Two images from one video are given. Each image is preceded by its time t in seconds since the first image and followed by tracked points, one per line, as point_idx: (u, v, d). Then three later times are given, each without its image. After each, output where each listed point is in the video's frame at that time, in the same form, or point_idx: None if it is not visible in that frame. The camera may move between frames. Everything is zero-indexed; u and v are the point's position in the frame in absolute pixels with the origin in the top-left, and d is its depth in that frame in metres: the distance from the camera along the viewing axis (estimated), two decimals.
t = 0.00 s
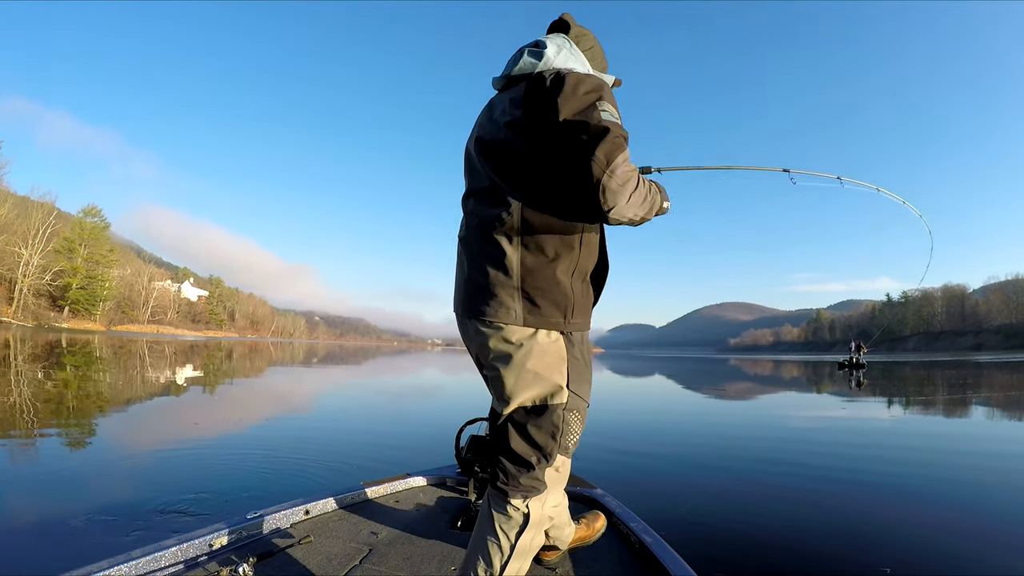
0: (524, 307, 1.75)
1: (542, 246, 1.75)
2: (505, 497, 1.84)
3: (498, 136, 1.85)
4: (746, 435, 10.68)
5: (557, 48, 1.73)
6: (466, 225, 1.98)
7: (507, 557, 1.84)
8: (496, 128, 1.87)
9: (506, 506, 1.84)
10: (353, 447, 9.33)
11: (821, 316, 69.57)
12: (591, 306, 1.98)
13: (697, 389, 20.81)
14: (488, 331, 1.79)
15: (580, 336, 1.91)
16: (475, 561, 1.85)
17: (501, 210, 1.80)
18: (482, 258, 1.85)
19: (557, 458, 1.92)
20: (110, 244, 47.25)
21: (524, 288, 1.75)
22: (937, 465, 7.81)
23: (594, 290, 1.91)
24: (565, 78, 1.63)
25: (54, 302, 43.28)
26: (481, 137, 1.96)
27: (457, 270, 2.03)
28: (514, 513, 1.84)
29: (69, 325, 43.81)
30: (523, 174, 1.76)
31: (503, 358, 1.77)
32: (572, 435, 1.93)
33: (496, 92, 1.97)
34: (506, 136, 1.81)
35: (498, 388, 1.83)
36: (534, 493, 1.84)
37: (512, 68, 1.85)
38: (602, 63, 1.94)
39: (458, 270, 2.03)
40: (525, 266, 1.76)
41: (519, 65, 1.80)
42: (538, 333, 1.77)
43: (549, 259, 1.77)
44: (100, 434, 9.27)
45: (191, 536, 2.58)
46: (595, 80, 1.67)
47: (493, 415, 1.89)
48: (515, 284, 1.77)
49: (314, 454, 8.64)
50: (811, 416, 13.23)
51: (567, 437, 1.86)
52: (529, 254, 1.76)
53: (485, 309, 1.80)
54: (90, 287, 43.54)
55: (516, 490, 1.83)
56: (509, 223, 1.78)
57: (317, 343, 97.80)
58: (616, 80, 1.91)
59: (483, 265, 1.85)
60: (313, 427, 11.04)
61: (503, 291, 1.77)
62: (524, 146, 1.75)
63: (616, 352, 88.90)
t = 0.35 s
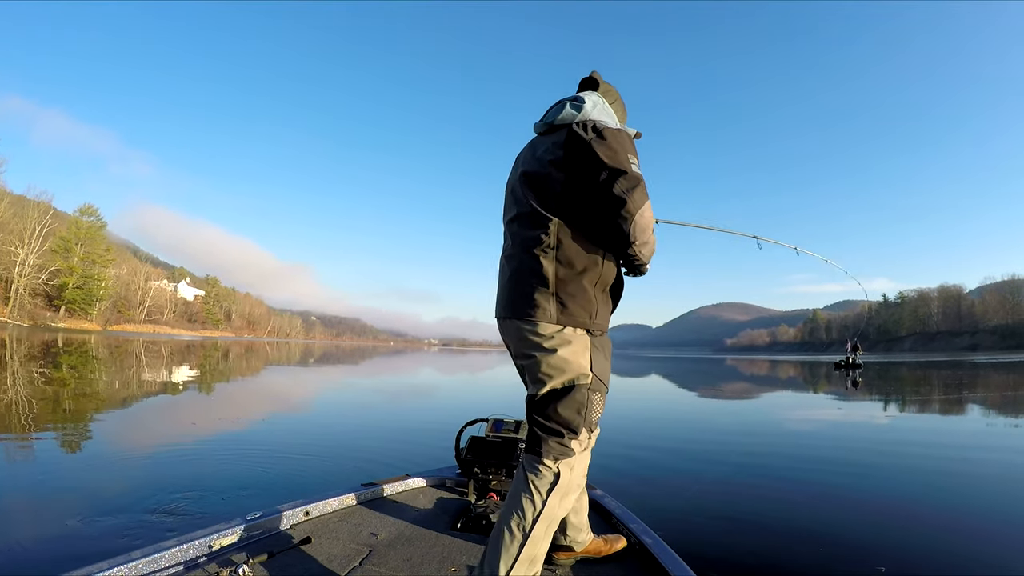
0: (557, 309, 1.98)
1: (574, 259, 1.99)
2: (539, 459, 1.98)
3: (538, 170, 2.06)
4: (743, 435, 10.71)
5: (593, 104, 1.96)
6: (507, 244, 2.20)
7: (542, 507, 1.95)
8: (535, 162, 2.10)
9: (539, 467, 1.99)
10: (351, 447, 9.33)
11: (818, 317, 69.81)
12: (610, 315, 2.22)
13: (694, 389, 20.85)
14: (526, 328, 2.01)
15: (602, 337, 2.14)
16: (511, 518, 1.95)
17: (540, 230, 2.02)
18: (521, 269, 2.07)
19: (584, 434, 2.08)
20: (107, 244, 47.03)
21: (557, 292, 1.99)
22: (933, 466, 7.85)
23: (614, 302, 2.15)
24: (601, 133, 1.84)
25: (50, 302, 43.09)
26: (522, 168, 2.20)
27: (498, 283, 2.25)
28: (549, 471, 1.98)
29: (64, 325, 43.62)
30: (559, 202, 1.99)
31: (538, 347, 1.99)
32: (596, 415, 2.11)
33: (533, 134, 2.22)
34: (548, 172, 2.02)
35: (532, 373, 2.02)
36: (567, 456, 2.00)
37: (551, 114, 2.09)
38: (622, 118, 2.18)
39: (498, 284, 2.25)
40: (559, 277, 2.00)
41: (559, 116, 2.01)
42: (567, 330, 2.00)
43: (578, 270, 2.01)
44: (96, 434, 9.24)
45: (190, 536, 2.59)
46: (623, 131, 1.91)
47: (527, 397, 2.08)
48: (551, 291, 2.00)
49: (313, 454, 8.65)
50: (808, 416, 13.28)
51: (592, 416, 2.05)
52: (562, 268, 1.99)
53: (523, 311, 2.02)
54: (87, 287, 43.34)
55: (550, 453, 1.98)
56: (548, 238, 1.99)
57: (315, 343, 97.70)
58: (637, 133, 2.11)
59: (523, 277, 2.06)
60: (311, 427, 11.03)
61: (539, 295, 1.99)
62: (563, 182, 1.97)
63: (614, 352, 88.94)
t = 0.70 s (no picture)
0: (578, 299, 2.27)
1: (593, 256, 2.30)
2: (556, 432, 2.30)
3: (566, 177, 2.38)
4: (742, 429, 10.70)
5: (616, 125, 2.36)
6: (532, 242, 2.49)
7: (550, 477, 2.24)
8: (561, 170, 2.43)
9: (555, 439, 2.30)
10: (351, 446, 9.33)
11: (815, 310, 70.18)
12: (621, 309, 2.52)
13: (691, 384, 20.92)
14: (549, 315, 2.27)
15: (614, 328, 2.43)
16: (524, 487, 2.24)
17: (564, 229, 2.33)
18: (546, 262, 2.36)
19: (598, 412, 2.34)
20: (103, 248, 46.74)
21: (579, 284, 2.28)
22: (932, 456, 7.86)
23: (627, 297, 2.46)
24: (625, 148, 2.21)
25: (46, 306, 42.89)
26: (547, 176, 2.51)
27: (522, 276, 2.51)
28: (562, 443, 2.28)
29: (61, 329, 43.42)
30: (582, 204, 2.32)
31: (560, 332, 2.25)
32: (609, 396, 2.36)
33: (558, 147, 2.56)
34: (575, 179, 2.34)
35: (552, 356, 2.29)
36: (580, 430, 2.29)
37: (577, 131, 2.45)
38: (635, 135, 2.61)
39: (522, 276, 2.51)
40: (580, 271, 2.30)
41: (586, 132, 2.38)
42: (586, 318, 2.28)
43: (597, 265, 2.32)
44: (94, 438, 9.22)
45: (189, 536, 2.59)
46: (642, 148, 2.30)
47: (546, 378, 2.35)
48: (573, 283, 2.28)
49: (312, 455, 8.63)
50: (807, 409, 13.27)
51: (606, 397, 2.33)
52: (583, 262, 2.31)
53: (548, 299, 2.29)
54: (83, 291, 43.06)
55: (565, 426, 2.29)
56: (572, 236, 2.31)
57: (313, 343, 97.51)
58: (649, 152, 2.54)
59: (547, 270, 2.34)
60: (309, 428, 11.00)
61: (562, 286, 2.27)
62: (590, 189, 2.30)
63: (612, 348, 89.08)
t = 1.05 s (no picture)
0: (573, 299, 2.31)
1: (589, 257, 2.33)
2: (555, 429, 2.32)
3: (567, 183, 2.44)
4: (741, 425, 10.72)
5: (615, 127, 2.36)
6: (538, 246, 2.56)
7: (545, 472, 2.25)
8: (564, 176, 2.49)
9: (553, 438, 2.31)
10: (350, 446, 9.32)
11: (811, 306, 70.48)
12: (623, 310, 2.50)
13: (689, 381, 20.96)
14: (548, 316, 2.33)
15: (615, 329, 2.41)
16: (522, 481, 2.29)
17: (564, 233, 2.38)
18: (547, 264, 2.41)
19: (596, 412, 2.32)
20: (99, 250, 46.54)
21: (575, 284, 2.32)
22: (930, 450, 7.89)
23: (627, 297, 2.44)
24: (618, 147, 2.20)
25: (43, 309, 42.81)
26: (553, 183, 2.58)
27: (528, 280, 2.59)
28: (558, 440, 2.29)
29: (58, 332, 43.27)
30: (580, 208, 2.37)
31: (556, 332, 2.30)
32: (607, 396, 2.34)
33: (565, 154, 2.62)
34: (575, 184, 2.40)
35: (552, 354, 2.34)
36: (577, 427, 2.28)
37: (580, 136, 2.49)
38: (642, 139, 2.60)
39: (528, 280, 2.59)
40: (577, 272, 2.34)
41: (585, 137, 2.42)
42: (582, 318, 2.30)
43: (592, 266, 2.35)
44: (92, 440, 9.19)
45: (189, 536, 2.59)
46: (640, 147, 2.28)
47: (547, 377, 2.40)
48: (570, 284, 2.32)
49: (311, 455, 8.61)
50: (805, 404, 13.30)
51: (602, 397, 2.30)
52: (580, 264, 2.34)
53: (547, 300, 2.35)
54: (79, 293, 42.83)
55: (563, 423, 2.30)
56: (570, 239, 2.35)
57: (311, 344, 97.37)
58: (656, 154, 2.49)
59: (548, 272, 2.41)
60: (308, 428, 10.98)
61: (559, 287, 2.33)
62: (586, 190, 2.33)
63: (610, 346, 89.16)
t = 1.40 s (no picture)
0: (566, 297, 2.32)
1: (582, 254, 2.33)
2: (547, 426, 2.33)
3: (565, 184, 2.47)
4: (738, 426, 10.71)
5: (610, 126, 2.36)
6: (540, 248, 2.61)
7: (538, 469, 2.26)
8: (562, 177, 2.51)
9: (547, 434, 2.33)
10: (347, 446, 9.31)
11: (809, 307, 70.69)
12: (622, 307, 2.46)
13: (687, 381, 20.99)
14: (543, 315, 2.37)
15: (611, 326, 2.39)
16: (517, 478, 2.29)
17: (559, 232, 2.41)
18: (545, 265, 2.46)
19: (588, 408, 2.31)
20: (96, 248, 46.36)
21: (568, 282, 2.33)
22: (927, 451, 7.91)
23: (625, 293, 2.41)
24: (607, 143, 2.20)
25: (40, 308, 42.69)
26: (554, 184, 2.61)
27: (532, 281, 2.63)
28: (550, 436, 2.30)
29: (55, 330, 43.11)
30: (575, 207, 2.39)
31: (550, 330, 2.34)
32: (599, 392, 2.32)
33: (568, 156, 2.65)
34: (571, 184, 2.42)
35: (548, 352, 2.38)
36: (567, 423, 2.29)
37: (578, 137, 2.52)
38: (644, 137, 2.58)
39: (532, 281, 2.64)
40: (572, 270, 2.35)
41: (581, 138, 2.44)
42: (574, 315, 2.30)
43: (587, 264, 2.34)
44: (89, 439, 9.16)
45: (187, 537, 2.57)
46: (630, 142, 2.26)
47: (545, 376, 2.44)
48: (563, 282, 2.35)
49: (308, 455, 8.59)
50: (801, 405, 13.31)
51: (594, 393, 2.30)
52: (573, 262, 2.35)
53: (543, 300, 2.39)
54: (76, 292, 42.59)
55: (554, 419, 2.32)
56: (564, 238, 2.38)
57: (308, 343, 97.26)
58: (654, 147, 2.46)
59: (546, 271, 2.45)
60: (305, 428, 10.96)
61: (554, 286, 2.36)
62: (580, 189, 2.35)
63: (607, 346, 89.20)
